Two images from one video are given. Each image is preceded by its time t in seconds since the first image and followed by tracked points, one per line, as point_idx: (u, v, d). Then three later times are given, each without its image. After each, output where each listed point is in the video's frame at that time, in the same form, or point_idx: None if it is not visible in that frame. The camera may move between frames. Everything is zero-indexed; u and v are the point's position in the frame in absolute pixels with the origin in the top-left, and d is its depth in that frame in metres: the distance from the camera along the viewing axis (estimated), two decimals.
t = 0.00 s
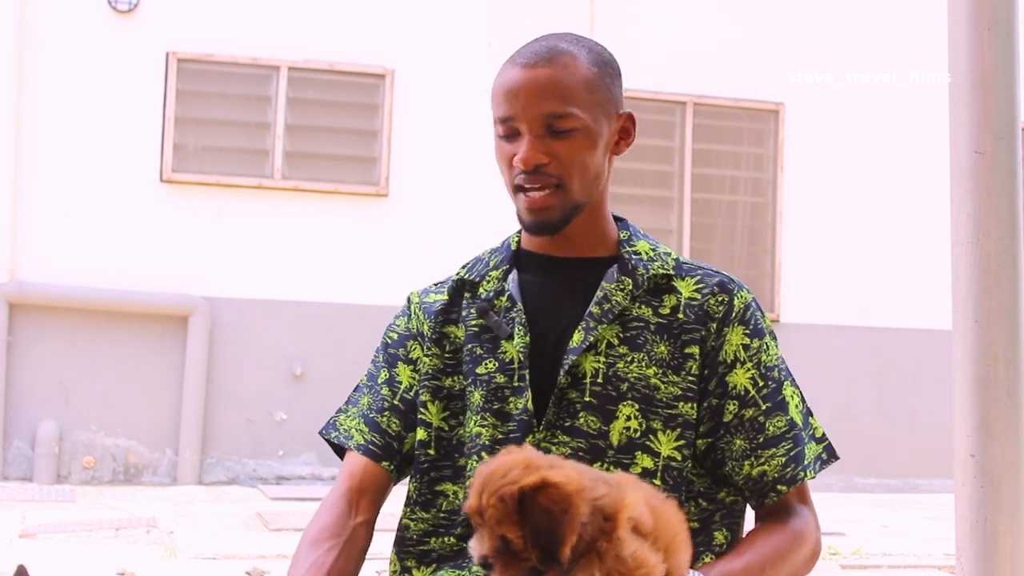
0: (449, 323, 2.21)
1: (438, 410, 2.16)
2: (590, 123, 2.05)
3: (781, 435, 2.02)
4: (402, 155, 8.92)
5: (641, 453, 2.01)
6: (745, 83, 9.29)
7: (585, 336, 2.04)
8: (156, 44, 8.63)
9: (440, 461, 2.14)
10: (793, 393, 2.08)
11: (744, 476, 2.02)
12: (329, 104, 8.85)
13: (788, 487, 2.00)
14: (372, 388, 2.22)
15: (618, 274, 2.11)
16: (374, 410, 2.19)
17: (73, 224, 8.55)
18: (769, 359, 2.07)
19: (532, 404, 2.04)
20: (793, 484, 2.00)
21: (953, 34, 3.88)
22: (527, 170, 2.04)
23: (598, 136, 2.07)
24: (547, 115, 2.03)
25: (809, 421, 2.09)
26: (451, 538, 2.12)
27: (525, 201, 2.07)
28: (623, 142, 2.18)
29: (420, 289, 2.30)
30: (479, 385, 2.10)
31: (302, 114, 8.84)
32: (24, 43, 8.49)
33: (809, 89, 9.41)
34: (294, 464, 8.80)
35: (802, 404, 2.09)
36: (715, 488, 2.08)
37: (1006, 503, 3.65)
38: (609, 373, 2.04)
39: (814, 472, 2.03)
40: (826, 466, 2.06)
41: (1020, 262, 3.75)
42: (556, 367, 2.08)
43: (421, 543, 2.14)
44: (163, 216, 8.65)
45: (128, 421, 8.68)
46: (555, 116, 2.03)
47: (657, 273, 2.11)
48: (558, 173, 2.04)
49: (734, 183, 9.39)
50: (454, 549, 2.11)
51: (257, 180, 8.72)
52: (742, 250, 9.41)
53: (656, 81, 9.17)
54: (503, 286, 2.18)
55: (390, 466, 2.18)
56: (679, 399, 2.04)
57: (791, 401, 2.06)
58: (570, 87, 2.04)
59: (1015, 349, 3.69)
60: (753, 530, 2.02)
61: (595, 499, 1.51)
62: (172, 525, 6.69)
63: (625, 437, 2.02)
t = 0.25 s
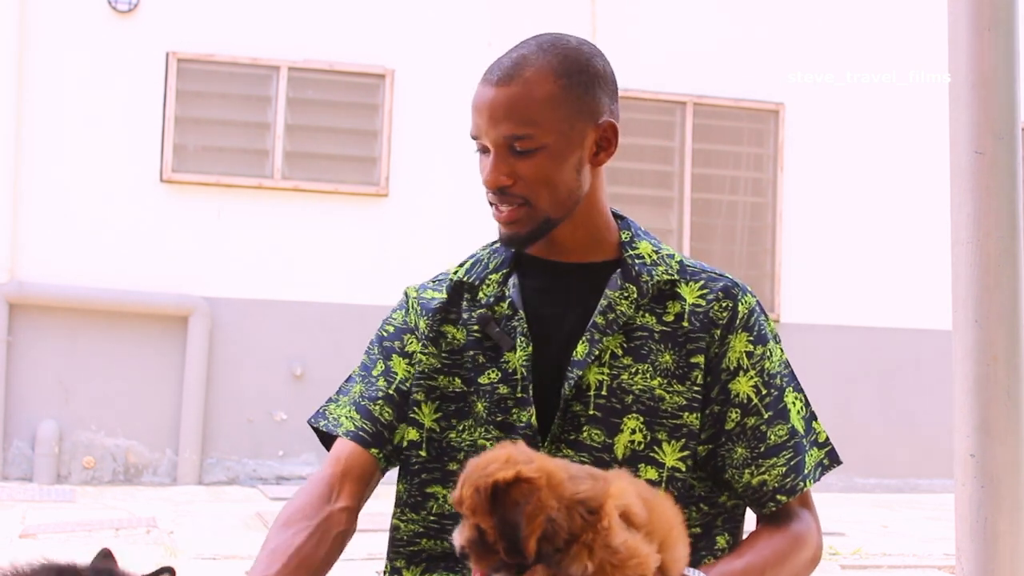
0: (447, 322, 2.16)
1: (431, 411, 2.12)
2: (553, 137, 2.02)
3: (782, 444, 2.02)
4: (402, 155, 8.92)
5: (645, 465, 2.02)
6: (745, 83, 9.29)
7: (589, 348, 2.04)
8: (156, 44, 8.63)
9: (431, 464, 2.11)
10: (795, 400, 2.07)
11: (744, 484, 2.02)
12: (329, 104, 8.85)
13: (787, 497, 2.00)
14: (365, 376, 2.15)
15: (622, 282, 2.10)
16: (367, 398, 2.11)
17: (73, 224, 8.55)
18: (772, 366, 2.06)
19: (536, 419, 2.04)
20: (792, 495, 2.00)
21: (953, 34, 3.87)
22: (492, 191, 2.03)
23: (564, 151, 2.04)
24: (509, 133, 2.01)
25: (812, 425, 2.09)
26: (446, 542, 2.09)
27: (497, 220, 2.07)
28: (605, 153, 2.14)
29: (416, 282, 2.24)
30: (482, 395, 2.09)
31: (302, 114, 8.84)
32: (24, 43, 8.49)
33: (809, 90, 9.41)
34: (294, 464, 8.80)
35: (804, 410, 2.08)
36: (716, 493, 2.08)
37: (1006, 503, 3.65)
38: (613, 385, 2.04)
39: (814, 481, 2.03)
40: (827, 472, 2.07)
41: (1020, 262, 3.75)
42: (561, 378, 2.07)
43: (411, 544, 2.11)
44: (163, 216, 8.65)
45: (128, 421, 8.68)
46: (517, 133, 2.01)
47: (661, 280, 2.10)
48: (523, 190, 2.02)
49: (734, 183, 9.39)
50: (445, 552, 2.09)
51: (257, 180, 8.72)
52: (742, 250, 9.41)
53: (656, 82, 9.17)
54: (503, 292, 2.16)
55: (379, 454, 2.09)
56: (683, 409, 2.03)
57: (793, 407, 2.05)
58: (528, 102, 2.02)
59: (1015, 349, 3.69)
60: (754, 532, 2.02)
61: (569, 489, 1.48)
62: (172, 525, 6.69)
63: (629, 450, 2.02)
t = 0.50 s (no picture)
0: (439, 315, 2.12)
1: (417, 410, 2.09)
2: (553, 138, 2.02)
3: (781, 448, 2.03)
4: (402, 155, 8.91)
5: (644, 467, 2.00)
6: (745, 83, 9.28)
7: (592, 348, 2.01)
8: (156, 44, 8.62)
9: (422, 462, 2.07)
10: (793, 400, 2.09)
11: (743, 486, 2.02)
12: (329, 104, 8.85)
13: (786, 501, 2.02)
14: (336, 367, 2.13)
15: (625, 279, 2.07)
16: (330, 394, 2.10)
17: (73, 224, 8.55)
18: (773, 368, 2.06)
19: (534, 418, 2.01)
20: (790, 499, 2.02)
21: (953, 34, 3.87)
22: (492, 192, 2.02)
23: (563, 151, 2.04)
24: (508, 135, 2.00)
25: (809, 425, 2.11)
26: (441, 540, 2.06)
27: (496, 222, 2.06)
28: (604, 151, 2.14)
29: (405, 267, 2.20)
30: (479, 392, 2.05)
31: (302, 114, 8.85)
32: (24, 43, 8.49)
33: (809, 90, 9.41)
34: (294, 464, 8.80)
35: (802, 411, 2.10)
36: (710, 492, 2.07)
37: (1006, 502, 3.65)
38: (615, 386, 2.01)
39: (810, 485, 2.05)
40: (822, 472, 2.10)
41: (1020, 261, 3.74)
42: (561, 378, 2.05)
43: (406, 545, 2.08)
44: (163, 216, 8.65)
45: (128, 421, 8.69)
46: (517, 134, 2.00)
47: (665, 279, 2.07)
48: (523, 192, 2.01)
49: (734, 183, 9.42)
50: (443, 550, 2.06)
51: (257, 180, 8.73)
52: (742, 250, 9.42)
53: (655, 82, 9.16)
54: (500, 283, 2.11)
55: (335, 455, 2.09)
56: (685, 412, 2.02)
57: (790, 410, 2.07)
58: (528, 102, 2.01)
59: (1015, 349, 3.69)
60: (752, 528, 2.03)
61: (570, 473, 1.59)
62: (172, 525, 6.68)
63: (630, 453, 2.00)
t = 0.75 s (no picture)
0: (426, 312, 2.11)
1: (417, 409, 2.09)
2: (609, 106, 1.98)
3: (780, 448, 1.94)
4: (402, 155, 8.92)
5: (635, 470, 1.97)
6: (745, 83, 9.28)
7: (576, 352, 1.96)
8: (156, 44, 8.62)
9: (423, 461, 2.07)
10: (794, 395, 2.00)
11: (740, 486, 1.96)
12: (329, 105, 8.86)
13: (785, 502, 1.95)
14: (337, 364, 2.22)
15: (612, 279, 2.01)
16: (330, 394, 2.20)
17: (73, 224, 8.55)
18: (772, 366, 1.97)
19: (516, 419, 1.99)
20: (789, 500, 1.95)
21: (953, 35, 3.86)
22: (546, 158, 1.94)
23: (613, 120, 2.00)
24: (568, 98, 1.93)
25: (812, 418, 2.02)
26: (439, 540, 2.05)
27: (541, 189, 1.97)
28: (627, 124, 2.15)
29: (394, 258, 2.19)
30: (464, 392, 2.03)
31: (302, 114, 8.86)
32: (24, 43, 8.49)
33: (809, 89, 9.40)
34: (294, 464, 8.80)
35: (804, 405, 2.01)
36: (704, 489, 2.05)
37: (1007, 503, 3.64)
38: (603, 390, 1.97)
39: (811, 483, 1.97)
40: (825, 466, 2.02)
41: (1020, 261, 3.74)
42: (548, 380, 2.02)
43: (407, 545, 2.08)
44: (163, 216, 8.65)
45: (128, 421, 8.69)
46: (578, 99, 1.94)
47: (654, 277, 2.00)
48: (579, 160, 1.95)
49: (735, 183, 9.42)
50: (443, 552, 2.05)
51: (257, 180, 8.74)
52: (743, 250, 9.42)
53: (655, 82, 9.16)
54: (486, 280, 2.08)
55: (340, 446, 2.22)
56: (676, 414, 1.96)
57: (791, 407, 1.98)
58: (590, 65, 1.95)
59: (1015, 349, 3.69)
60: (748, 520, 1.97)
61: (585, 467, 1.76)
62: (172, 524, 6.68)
63: (620, 456, 1.97)
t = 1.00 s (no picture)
0: (423, 307, 2.16)
1: (411, 403, 2.12)
2: (601, 95, 1.99)
3: (781, 442, 1.89)
4: (402, 155, 8.92)
5: (630, 468, 1.96)
6: (745, 83, 9.29)
7: (561, 349, 1.95)
8: (156, 44, 8.61)
9: (417, 456, 2.10)
10: (799, 387, 1.94)
11: (743, 482, 1.92)
12: (329, 104, 8.88)
13: (789, 497, 1.89)
14: (364, 357, 2.34)
15: (598, 274, 2.00)
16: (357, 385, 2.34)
17: (72, 224, 8.55)
18: (768, 358, 1.92)
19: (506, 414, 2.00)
20: (793, 496, 1.89)
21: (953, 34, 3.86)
22: (538, 149, 1.95)
23: (604, 111, 2.01)
24: (561, 88, 1.94)
25: (822, 411, 1.95)
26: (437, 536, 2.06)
27: (533, 182, 1.98)
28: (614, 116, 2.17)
29: (400, 253, 2.27)
30: (452, 387, 2.04)
31: (302, 114, 8.88)
32: (24, 43, 8.49)
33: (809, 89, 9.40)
34: (294, 464, 8.80)
35: (811, 398, 1.94)
36: (711, 487, 2.03)
37: (1006, 502, 3.56)
38: (591, 388, 1.96)
39: (820, 478, 1.90)
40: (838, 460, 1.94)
41: (1021, 262, 3.69)
42: (535, 378, 2.01)
43: (411, 539, 2.10)
44: (163, 216, 8.66)
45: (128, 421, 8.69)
46: (570, 88, 1.95)
47: (642, 273, 1.98)
48: (572, 151, 1.96)
49: (734, 183, 9.48)
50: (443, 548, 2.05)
51: (257, 180, 8.76)
52: (742, 250, 9.47)
53: (655, 82, 9.16)
54: (477, 275, 2.11)
55: (369, 433, 2.37)
56: (668, 411, 1.95)
57: (794, 399, 1.92)
58: (583, 55, 1.96)
59: (1015, 349, 3.63)
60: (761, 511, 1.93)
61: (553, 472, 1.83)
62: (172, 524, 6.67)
63: (612, 454, 1.96)
